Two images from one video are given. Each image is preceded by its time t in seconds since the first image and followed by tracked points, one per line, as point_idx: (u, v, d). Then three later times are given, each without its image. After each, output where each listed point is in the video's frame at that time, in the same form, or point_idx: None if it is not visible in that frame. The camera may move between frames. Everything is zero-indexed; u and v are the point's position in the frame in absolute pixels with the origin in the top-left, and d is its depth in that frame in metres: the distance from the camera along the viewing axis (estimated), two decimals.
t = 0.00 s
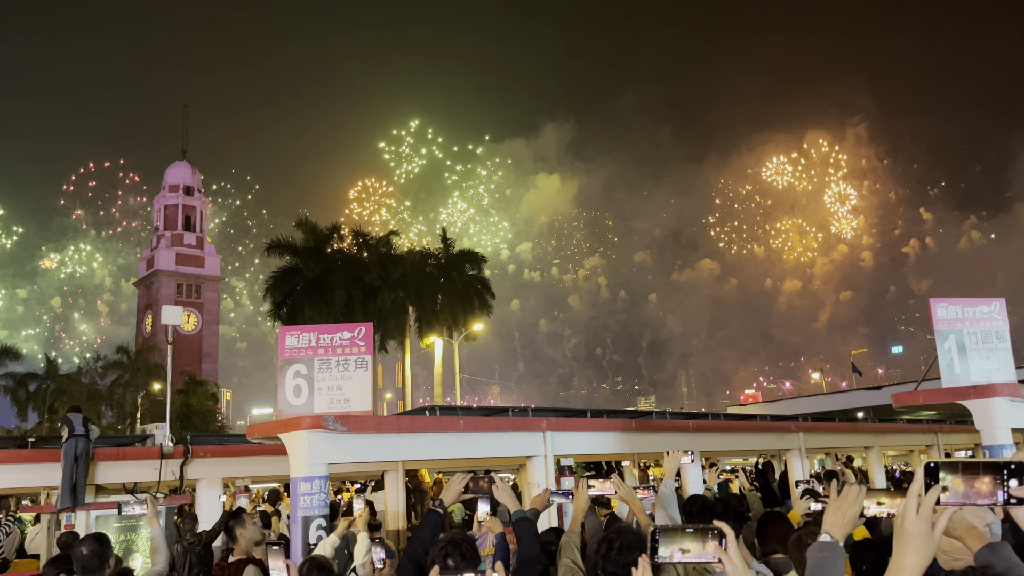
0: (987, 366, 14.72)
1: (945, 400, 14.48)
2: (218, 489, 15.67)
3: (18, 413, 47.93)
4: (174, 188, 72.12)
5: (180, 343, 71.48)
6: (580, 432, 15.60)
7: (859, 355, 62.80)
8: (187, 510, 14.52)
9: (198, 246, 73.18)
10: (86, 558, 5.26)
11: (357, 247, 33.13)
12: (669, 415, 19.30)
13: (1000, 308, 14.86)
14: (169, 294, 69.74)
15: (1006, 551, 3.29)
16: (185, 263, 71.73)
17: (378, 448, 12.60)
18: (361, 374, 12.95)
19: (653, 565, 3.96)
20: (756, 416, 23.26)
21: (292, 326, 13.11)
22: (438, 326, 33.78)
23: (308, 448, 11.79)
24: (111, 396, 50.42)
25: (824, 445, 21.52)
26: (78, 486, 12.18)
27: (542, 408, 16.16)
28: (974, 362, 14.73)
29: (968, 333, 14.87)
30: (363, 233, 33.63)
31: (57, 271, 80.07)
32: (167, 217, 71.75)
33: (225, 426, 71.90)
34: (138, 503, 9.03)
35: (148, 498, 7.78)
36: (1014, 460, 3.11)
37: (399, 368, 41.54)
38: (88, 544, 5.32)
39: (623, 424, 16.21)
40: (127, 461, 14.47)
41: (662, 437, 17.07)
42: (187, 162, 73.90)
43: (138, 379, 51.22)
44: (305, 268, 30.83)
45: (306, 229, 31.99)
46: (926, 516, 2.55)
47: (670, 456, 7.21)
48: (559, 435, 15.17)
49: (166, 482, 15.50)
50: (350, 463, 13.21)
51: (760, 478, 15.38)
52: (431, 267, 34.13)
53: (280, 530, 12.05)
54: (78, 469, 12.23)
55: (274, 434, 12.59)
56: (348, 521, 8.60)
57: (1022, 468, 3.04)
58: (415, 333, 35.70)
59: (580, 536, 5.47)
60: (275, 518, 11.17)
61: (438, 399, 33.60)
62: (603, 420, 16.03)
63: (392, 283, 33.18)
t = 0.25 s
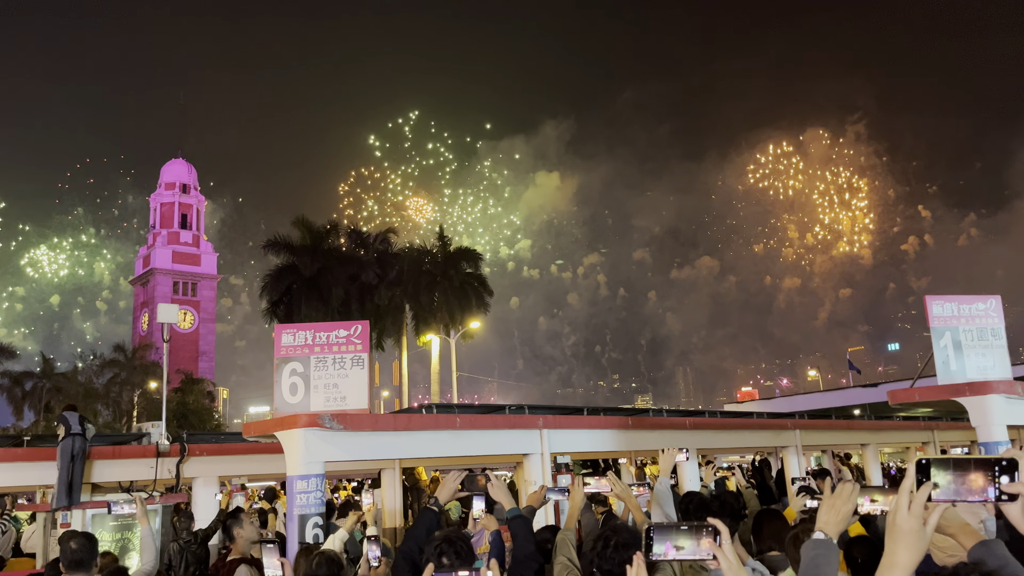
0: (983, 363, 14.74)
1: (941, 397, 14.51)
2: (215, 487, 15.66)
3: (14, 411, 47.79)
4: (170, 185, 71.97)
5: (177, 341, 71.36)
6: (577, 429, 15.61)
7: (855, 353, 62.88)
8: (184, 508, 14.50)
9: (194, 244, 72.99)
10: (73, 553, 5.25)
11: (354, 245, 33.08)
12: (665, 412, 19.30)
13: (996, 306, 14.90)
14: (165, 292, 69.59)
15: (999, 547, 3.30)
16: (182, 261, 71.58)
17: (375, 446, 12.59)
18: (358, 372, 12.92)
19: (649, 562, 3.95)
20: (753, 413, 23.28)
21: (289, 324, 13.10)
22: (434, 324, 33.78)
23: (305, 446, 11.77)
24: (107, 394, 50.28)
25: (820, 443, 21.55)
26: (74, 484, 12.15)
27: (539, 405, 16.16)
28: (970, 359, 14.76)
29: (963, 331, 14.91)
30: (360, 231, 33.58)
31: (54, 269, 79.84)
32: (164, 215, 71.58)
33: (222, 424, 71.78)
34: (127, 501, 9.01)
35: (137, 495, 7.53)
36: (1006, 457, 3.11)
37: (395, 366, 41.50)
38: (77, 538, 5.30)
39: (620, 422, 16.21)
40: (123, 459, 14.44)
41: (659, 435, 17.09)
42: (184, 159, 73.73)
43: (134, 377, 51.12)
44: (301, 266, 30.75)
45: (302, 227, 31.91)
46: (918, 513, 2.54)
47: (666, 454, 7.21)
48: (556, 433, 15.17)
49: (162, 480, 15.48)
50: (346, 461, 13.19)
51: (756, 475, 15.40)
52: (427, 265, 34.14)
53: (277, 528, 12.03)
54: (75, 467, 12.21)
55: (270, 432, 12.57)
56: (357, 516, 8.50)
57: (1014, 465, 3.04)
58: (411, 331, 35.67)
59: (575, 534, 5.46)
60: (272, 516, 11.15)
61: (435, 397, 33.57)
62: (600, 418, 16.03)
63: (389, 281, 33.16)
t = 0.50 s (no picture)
0: (978, 359, 14.79)
1: (936, 394, 14.54)
2: (211, 485, 15.64)
3: (9, 409, 47.62)
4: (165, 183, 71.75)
5: (173, 338, 71.24)
6: (573, 427, 15.61)
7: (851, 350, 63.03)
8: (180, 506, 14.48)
9: (189, 241, 72.84)
10: (59, 548, 5.25)
11: (350, 242, 32.99)
12: (661, 409, 19.31)
13: (991, 302, 14.94)
14: (161, 290, 69.42)
15: (992, 543, 3.30)
16: (177, 259, 71.38)
17: (371, 443, 12.58)
18: (354, 369, 12.91)
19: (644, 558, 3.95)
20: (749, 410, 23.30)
21: (284, 322, 13.07)
22: (431, 322, 33.63)
23: (301, 444, 11.76)
24: (103, 392, 50.13)
25: (816, 439, 21.58)
26: (70, 482, 12.13)
27: (535, 403, 16.16)
28: (965, 355, 14.80)
29: (959, 327, 14.94)
30: (356, 228, 33.51)
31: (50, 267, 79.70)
32: (159, 212, 71.36)
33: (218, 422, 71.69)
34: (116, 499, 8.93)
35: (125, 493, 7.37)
36: (997, 452, 3.11)
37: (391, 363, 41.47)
38: (62, 534, 5.31)
39: (616, 419, 16.22)
40: (118, 457, 14.42)
41: (656, 432, 17.10)
42: (179, 156, 73.51)
43: (130, 375, 50.98)
44: (297, 264, 30.68)
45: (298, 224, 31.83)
46: (908, 508, 2.55)
47: (661, 450, 7.21)
48: (552, 430, 15.17)
49: (158, 478, 15.45)
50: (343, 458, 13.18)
51: (752, 472, 15.42)
52: (424, 262, 34.06)
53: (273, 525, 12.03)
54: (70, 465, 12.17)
55: (266, 430, 12.55)
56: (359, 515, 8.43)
57: (1004, 460, 3.05)
58: (408, 328, 35.62)
59: (571, 531, 5.45)
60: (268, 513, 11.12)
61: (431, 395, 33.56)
62: (596, 415, 16.04)
63: (385, 278, 33.07)
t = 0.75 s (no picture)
0: (974, 356, 14.80)
1: (932, 390, 14.57)
2: (207, 482, 15.64)
3: (6, 407, 47.56)
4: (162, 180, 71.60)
5: (170, 336, 71.18)
6: (570, 423, 15.63)
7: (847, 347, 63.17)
8: (176, 504, 14.48)
9: (186, 239, 72.72)
10: (44, 545, 5.27)
11: (347, 240, 32.97)
12: (658, 406, 19.34)
13: (987, 299, 14.98)
14: (158, 288, 69.33)
15: (985, 539, 3.31)
16: (174, 256, 71.27)
17: (368, 441, 12.59)
18: (350, 367, 12.91)
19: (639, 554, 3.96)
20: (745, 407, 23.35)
21: (281, 319, 13.06)
22: (428, 319, 33.63)
23: (297, 442, 11.76)
24: (100, 390, 50.07)
25: (812, 436, 21.63)
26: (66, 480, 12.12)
27: (531, 400, 16.17)
28: (961, 352, 14.82)
29: (955, 324, 14.96)
30: (353, 226, 33.49)
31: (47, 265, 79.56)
32: (156, 209, 71.20)
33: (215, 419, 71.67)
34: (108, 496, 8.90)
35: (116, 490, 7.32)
36: (988, 447, 3.13)
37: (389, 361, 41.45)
38: (47, 531, 5.33)
39: (613, 416, 16.25)
40: (115, 455, 14.41)
41: (652, 429, 17.14)
42: (175, 153, 73.32)
43: (127, 373, 50.92)
44: (294, 261, 30.66)
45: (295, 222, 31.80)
46: (898, 503, 2.56)
47: (655, 447, 7.23)
48: (548, 427, 15.19)
49: (154, 476, 15.45)
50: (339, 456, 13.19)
51: (749, 468, 15.45)
52: (421, 260, 34.03)
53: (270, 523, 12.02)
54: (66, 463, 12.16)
55: (262, 427, 12.55)
56: (358, 513, 8.41)
57: (995, 456, 3.06)
58: (405, 326, 35.61)
59: (567, 527, 5.47)
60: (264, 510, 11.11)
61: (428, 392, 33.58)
62: (593, 412, 16.06)
63: (382, 276, 33.03)
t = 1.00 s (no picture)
0: (970, 353, 14.83)
1: (928, 387, 14.60)
2: (204, 479, 15.63)
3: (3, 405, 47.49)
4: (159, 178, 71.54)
5: (166, 333, 71.12)
6: (567, 420, 15.63)
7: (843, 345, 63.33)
8: (173, 501, 14.47)
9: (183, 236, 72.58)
10: (32, 541, 5.26)
11: (344, 237, 32.92)
12: (655, 403, 19.37)
13: (983, 296, 15.03)
14: (155, 285, 69.25)
15: (978, 535, 3.32)
16: (171, 254, 71.21)
17: (364, 438, 12.59)
18: (347, 364, 12.90)
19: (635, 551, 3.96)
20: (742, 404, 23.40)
21: (277, 316, 13.04)
22: (425, 316, 33.60)
23: (294, 439, 11.75)
24: (96, 387, 50.03)
25: (809, 433, 21.68)
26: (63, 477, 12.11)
27: (528, 397, 16.19)
28: (957, 349, 14.86)
29: (951, 321, 15.00)
30: (350, 223, 33.44)
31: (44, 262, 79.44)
32: (153, 207, 71.07)
33: (213, 417, 71.67)
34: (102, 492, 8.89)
35: (110, 487, 7.30)
36: (981, 442, 3.13)
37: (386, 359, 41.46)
38: (35, 528, 5.32)
39: (610, 413, 16.26)
40: (111, 452, 14.40)
41: (649, 426, 17.15)
42: (172, 151, 73.18)
43: (124, 371, 50.88)
44: (291, 258, 30.65)
45: (292, 220, 31.79)
46: (892, 499, 2.55)
47: (651, 445, 7.24)
48: (546, 424, 15.20)
49: (151, 473, 15.44)
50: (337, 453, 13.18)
51: (745, 465, 15.48)
52: (418, 258, 34.02)
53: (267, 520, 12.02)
54: (62, 460, 12.13)
55: (259, 425, 12.54)
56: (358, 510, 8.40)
57: (988, 451, 3.06)
58: (402, 323, 35.59)
59: (563, 524, 5.45)
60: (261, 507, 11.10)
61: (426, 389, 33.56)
62: (590, 409, 16.08)
63: (380, 273, 33.05)
